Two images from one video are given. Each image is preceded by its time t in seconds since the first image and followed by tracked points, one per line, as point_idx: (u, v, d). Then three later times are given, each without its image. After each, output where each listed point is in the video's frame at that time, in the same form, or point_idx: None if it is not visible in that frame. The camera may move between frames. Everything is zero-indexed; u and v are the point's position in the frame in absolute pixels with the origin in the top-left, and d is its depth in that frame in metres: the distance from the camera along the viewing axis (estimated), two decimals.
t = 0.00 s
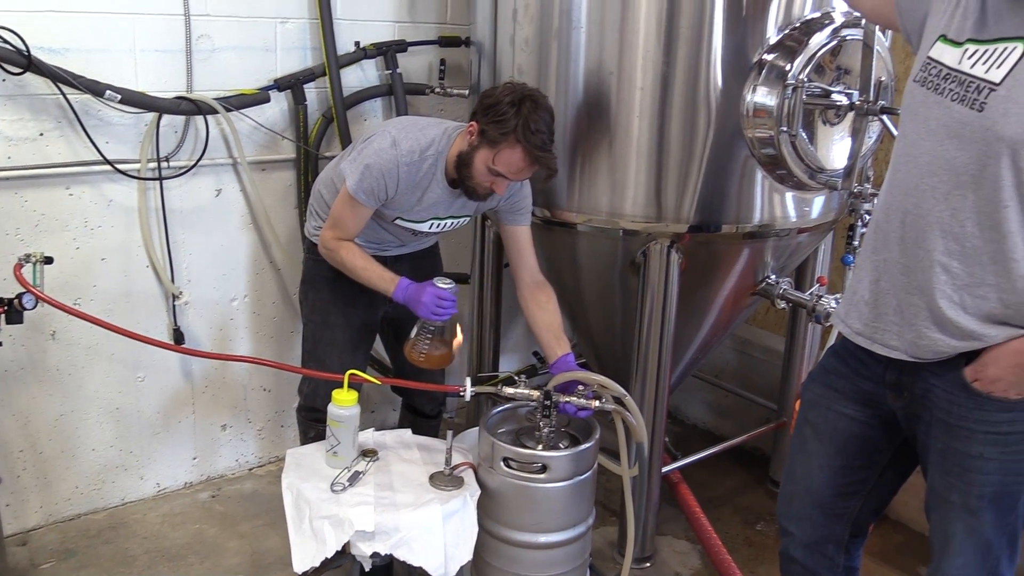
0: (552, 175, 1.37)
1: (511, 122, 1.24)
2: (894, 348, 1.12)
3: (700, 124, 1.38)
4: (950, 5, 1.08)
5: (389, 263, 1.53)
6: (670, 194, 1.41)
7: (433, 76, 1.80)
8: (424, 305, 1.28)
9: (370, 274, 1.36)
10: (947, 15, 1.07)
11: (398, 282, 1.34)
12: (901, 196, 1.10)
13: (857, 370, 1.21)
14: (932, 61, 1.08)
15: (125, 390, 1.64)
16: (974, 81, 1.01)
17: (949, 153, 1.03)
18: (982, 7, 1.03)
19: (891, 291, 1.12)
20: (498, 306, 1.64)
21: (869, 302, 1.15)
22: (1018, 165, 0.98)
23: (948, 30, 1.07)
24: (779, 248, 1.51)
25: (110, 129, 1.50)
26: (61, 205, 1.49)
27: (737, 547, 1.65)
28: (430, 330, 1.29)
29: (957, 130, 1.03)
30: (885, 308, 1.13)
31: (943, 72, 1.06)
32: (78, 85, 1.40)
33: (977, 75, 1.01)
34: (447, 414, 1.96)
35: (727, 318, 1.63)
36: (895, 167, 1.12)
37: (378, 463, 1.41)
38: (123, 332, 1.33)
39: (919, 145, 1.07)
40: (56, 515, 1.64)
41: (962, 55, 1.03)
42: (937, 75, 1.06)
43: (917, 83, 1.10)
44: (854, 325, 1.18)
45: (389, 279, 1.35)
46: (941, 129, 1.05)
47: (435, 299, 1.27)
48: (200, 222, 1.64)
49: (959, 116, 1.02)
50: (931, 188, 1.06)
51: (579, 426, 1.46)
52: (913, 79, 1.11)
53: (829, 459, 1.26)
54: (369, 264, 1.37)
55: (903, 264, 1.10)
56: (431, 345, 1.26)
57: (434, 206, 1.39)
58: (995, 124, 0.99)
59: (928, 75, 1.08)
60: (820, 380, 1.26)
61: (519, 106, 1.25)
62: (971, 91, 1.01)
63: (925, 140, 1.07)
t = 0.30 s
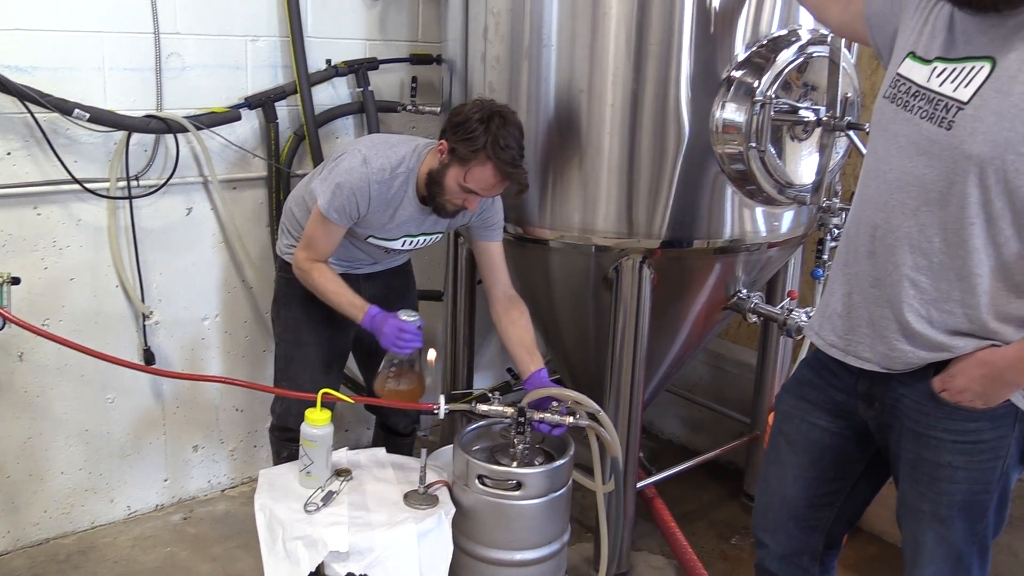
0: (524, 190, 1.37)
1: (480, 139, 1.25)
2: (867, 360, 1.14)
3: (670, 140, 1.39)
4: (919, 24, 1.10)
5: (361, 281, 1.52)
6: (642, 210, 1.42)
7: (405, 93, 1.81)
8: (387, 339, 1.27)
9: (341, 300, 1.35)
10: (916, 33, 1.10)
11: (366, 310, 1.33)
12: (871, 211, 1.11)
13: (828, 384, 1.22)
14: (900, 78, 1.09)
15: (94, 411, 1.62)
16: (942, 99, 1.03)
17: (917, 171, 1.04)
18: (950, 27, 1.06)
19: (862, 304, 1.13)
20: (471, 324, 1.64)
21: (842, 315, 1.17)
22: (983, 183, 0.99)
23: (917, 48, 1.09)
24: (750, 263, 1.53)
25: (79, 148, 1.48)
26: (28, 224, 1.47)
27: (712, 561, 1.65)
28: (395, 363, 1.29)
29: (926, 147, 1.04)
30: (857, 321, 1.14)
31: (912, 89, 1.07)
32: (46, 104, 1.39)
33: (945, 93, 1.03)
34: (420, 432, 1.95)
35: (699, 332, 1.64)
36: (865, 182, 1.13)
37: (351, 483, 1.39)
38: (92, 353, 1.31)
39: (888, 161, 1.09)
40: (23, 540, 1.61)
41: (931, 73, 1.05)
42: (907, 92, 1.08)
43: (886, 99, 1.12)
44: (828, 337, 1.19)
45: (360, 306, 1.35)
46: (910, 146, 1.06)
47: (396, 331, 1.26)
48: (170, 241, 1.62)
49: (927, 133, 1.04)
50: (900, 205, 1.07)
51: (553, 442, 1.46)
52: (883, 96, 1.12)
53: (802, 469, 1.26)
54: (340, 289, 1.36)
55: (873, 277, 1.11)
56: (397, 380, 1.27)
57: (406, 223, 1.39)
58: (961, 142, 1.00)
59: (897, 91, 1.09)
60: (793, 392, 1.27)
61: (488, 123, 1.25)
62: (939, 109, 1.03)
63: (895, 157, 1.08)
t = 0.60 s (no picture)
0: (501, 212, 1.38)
1: (457, 163, 1.25)
2: (845, 378, 1.14)
3: (647, 162, 1.40)
4: (891, 48, 1.12)
5: (339, 303, 1.52)
6: (620, 231, 1.42)
7: (383, 115, 1.81)
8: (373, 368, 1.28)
9: (322, 329, 1.34)
10: (888, 57, 1.12)
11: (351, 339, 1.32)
12: (848, 230, 1.12)
13: (807, 403, 1.23)
14: (874, 101, 1.11)
15: (69, 437, 1.60)
16: (916, 120, 1.04)
17: (892, 191, 1.06)
18: (921, 53, 1.08)
19: (840, 323, 1.14)
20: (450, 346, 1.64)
21: (820, 334, 1.17)
22: (957, 202, 1.00)
23: (889, 72, 1.11)
24: (727, 283, 1.53)
25: (55, 171, 1.48)
26: (3, 248, 1.46)
27: None
28: (384, 390, 1.31)
29: (901, 167, 1.05)
30: (836, 339, 1.15)
31: (886, 112, 1.09)
32: (21, 127, 1.38)
33: (918, 114, 1.04)
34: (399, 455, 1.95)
35: (678, 352, 1.65)
36: (840, 203, 1.15)
37: (331, 507, 1.37)
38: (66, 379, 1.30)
39: (864, 182, 1.10)
40: None
41: (903, 96, 1.07)
42: (881, 114, 1.10)
43: (860, 121, 1.14)
44: (806, 356, 1.19)
45: (342, 335, 1.34)
46: (885, 167, 1.08)
47: (382, 357, 1.26)
48: (147, 265, 1.61)
49: (902, 154, 1.06)
50: (876, 224, 1.09)
51: (533, 464, 1.45)
52: (857, 118, 1.14)
53: (782, 488, 1.27)
54: (322, 318, 1.35)
55: (849, 297, 1.12)
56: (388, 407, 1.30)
57: (384, 247, 1.39)
58: (935, 162, 1.02)
59: (871, 114, 1.11)
60: (773, 410, 1.28)
61: (465, 147, 1.26)
62: (913, 130, 1.05)
63: (870, 177, 1.10)
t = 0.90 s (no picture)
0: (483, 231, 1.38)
1: (438, 184, 1.25)
2: (826, 398, 1.15)
3: (628, 182, 1.40)
4: (865, 72, 1.14)
5: (318, 326, 1.51)
6: (600, 251, 1.42)
7: (363, 137, 1.82)
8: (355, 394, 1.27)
9: (300, 352, 1.32)
10: (862, 81, 1.14)
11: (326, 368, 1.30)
12: (826, 250, 1.13)
13: (788, 422, 1.24)
14: (849, 123, 1.13)
15: (45, 462, 1.58)
16: (890, 141, 1.06)
17: (868, 211, 1.07)
18: (894, 76, 1.10)
19: (820, 343, 1.15)
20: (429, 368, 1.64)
21: (801, 354, 1.18)
22: (932, 221, 1.01)
23: (863, 94, 1.12)
24: (708, 302, 1.54)
25: (33, 194, 1.47)
26: None
27: None
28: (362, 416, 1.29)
29: (876, 187, 1.07)
30: (816, 359, 1.16)
31: (860, 133, 1.10)
32: None
33: (892, 135, 1.06)
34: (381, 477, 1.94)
35: (659, 372, 1.65)
36: (818, 224, 1.16)
37: (311, 530, 1.37)
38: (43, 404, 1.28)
39: (840, 203, 1.11)
40: None
41: (878, 117, 1.09)
42: (856, 136, 1.11)
43: (836, 143, 1.15)
44: (789, 377, 1.20)
45: (321, 360, 1.32)
46: (860, 187, 1.09)
47: (363, 382, 1.26)
48: (126, 288, 1.60)
49: (876, 174, 1.07)
50: (853, 244, 1.10)
51: (515, 485, 1.44)
52: (833, 140, 1.16)
53: (764, 507, 1.27)
54: (299, 341, 1.33)
55: (828, 317, 1.13)
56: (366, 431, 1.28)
57: (365, 268, 1.39)
58: (909, 182, 1.03)
59: (847, 136, 1.13)
60: (755, 430, 1.28)
61: (445, 168, 1.26)
62: (887, 151, 1.06)
63: (846, 199, 1.11)
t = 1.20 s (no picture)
0: (464, 254, 1.39)
1: (415, 210, 1.25)
2: (811, 423, 1.15)
3: (613, 207, 1.41)
4: (843, 101, 1.16)
5: (303, 350, 1.52)
6: (586, 276, 1.43)
7: (350, 162, 1.82)
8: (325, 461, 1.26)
9: (283, 404, 1.32)
10: (841, 109, 1.16)
11: (306, 426, 1.30)
12: (808, 274, 1.15)
13: (775, 446, 1.24)
14: (828, 150, 1.15)
15: (27, 490, 1.57)
16: (868, 166, 1.07)
17: (848, 235, 1.08)
18: (871, 102, 1.12)
19: (804, 367, 1.16)
20: (415, 396, 1.65)
21: (785, 379, 1.19)
22: (911, 242, 1.02)
23: (841, 122, 1.15)
24: (693, 327, 1.55)
25: (17, 220, 1.46)
26: None
27: None
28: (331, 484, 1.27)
29: (856, 212, 1.08)
30: (800, 383, 1.16)
31: (840, 159, 1.12)
32: None
33: (870, 160, 1.07)
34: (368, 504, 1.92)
35: (645, 397, 1.66)
36: (801, 249, 1.17)
37: (297, 559, 1.33)
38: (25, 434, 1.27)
39: (822, 228, 1.13)
40: None
41: (855, 143, 1.11)
42: (835, 162, 1.13)
43: (817, 170, 1.16)
44: (774, 402, 1.20)
45: (301, 413, 1.32)
46: (841, 212, 1.10)
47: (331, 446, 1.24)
48: (111, 313, 1.59)
49: (856, 198, 1.08)
50: (835, 268, 1.11)
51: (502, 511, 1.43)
52: (813, 167, 1.17)
53: (750, 532, 1.27)
54: (284, 392, 1.33)
55: (811, 340, 1.14)
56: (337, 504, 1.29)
57: (350, 295, 1.39)
58: (887, 206, 1.04)
59: (826, 162, 1.14)
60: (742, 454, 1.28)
61: (422, 193, 1.26)
62: (865, 175, 1.07)
63: (827, 223, 1.13)
